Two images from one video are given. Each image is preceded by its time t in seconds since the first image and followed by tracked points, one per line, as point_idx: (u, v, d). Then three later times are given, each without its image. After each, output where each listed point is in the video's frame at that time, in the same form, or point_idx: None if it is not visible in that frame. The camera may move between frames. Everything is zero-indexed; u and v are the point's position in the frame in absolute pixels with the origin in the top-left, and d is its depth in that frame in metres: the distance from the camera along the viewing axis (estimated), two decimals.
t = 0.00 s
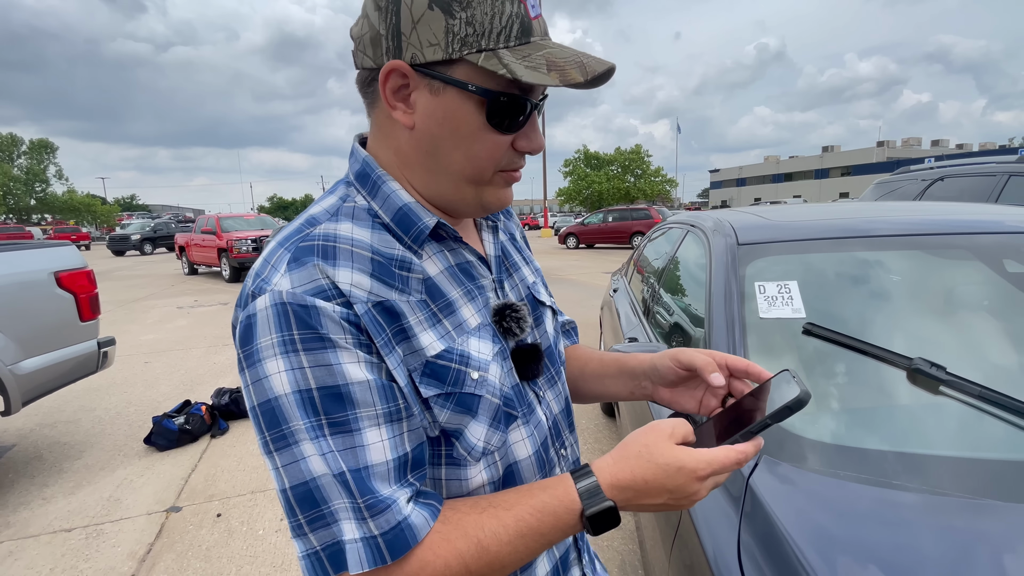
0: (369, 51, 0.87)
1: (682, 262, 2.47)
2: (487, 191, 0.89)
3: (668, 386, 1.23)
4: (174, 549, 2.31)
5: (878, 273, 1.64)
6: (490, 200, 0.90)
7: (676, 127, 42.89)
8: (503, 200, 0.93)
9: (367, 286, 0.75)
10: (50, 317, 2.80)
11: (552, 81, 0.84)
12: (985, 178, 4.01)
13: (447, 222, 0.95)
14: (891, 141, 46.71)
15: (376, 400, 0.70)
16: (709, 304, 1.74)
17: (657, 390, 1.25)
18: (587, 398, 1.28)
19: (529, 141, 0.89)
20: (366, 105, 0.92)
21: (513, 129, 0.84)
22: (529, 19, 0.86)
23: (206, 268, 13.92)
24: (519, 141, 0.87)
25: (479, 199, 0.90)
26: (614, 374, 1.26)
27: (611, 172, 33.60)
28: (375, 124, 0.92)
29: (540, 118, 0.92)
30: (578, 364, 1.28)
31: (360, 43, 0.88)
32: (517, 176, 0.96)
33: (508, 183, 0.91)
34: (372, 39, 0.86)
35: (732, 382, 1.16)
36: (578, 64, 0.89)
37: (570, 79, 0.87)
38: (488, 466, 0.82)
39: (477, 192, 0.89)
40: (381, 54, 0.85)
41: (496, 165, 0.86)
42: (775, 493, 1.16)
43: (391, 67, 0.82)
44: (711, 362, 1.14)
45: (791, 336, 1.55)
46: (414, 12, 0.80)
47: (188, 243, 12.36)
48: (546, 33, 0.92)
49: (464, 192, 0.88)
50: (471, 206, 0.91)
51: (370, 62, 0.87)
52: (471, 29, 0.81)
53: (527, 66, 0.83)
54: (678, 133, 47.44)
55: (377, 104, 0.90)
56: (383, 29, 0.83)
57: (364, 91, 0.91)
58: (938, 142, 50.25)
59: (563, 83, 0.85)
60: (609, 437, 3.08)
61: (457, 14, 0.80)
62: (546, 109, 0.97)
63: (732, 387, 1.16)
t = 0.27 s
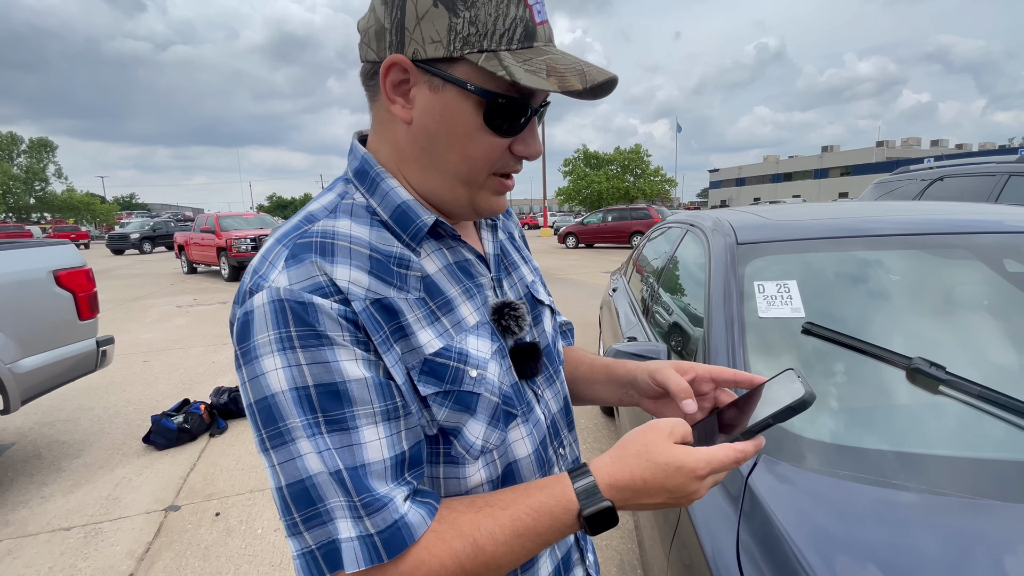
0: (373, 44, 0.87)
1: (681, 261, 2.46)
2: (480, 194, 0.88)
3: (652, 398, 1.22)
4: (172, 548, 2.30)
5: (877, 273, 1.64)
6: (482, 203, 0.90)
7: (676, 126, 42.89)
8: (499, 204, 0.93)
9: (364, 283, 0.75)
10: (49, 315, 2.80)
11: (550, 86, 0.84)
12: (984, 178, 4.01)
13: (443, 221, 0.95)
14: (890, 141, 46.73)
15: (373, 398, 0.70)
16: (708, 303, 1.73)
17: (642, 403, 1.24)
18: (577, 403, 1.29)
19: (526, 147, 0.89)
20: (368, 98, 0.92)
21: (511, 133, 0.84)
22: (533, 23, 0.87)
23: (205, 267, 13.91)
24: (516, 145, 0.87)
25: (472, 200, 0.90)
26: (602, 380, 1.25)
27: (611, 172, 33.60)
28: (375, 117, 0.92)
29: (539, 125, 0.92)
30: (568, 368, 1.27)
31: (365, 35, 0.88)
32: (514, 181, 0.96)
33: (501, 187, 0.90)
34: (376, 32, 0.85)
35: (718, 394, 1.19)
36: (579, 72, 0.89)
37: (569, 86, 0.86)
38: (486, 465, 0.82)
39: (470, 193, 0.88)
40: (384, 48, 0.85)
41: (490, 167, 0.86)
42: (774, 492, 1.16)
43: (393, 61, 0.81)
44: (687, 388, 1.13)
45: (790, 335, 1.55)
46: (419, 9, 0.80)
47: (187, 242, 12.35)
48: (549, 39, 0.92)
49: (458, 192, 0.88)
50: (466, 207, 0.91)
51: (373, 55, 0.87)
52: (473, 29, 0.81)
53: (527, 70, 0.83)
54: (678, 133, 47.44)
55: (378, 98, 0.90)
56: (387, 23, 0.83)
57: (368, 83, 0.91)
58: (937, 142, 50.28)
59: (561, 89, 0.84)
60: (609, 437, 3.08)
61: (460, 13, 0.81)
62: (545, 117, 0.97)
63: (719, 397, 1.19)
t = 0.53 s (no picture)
0: (382, 37, 0.87)
1: (681, 261, 2.46)
2: (479, 196, 0.88)
3: (648, 402, 1.21)
4: (172, 547, 2.31)
5: (877, 272, 1.64)
6: (481, 205, 0.90)
7: (676, 126, 42.87)
8: (497, 207, 0.92)
9: (362, 281, 0.75)
10: (49, 314, 2.80)
11: (556, 97, 0.84)
12: (985, 177, 4.01)
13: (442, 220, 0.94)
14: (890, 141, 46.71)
15: (369, 397, 0.70)
16: (707, 303, 1.73)
17: (639, 405, 1.23)
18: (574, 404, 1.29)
19: (526, 153, 0.88)
20: (373, 91, 0.92)
21: (513, 136, 0.84)
22: (543, 33, 0.87)
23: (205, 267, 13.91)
24: (517, 150, 0.87)
25: (471, 202, 0.89)
26: (599, 381, 1.25)
27: (611, 171, 33.59)
28: (378, 111, 0.92)
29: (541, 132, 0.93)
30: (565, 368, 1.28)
31: (375, 28, 0.88)
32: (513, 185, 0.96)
33: (500, 191, 0.90)
34: (387, 26, 0.85)
35: (714, 395, 1.19)
36: (585, 86, 0.89)
37: (574, 98, 0.86)
38: (482, 465, 0.82)
39: (469, 195, 0.88)
40: (394, 42, 0.85)
41: (491, 169, 0.86)
42: (772, 493, 1.16)
43: (400, 55, 0.81)
44: (680, 397, 1.12)
45: (790, 334, 1.54)
46: (432, 7, 0.80)
47: (187, 241, 12.36)
48: (557, 52, 0.93)
49: (457, 193, 0.87)
50: (464, 208, 0.90)
51: (382, 48, 0.87)
52: (485, 33, 0.81)
53: (534, 79, 0.83)
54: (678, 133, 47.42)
55: (383, 92, 0.89)
56: (399, 17, 0.83)
57: (374, 77, 0.91)
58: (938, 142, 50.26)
59: (566, 101, 0.85)
60: (608, 436, 3.08)
61: (473, 16, 0.81)
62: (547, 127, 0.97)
63: (714, 398, 1.19)
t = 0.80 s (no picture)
0: (395, 45, 0.83)
1: (682, 261, 2.46)
2: (500, 195, 0.91)
3: (646, 404, 1.21)
4: (171, 546, 2.30)
5: (878, 273, 1.63)
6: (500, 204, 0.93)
7: (677, 126, 42.85)
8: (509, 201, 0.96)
9: (357, 282, 0.74)
10: (50, 313, 2.80)
11: (581, 104, 0.89)
12: (987, 178, 3.99)
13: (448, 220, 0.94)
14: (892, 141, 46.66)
15: (363, 398, 0.69)
16: (708, 303, 1.73)
17: (635, 407, 1.23)
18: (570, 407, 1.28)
19: (539, 150, 0.92)
20: (378, 97, 0.89)
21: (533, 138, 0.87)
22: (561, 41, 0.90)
23: (206, 266, 13.92)
24: (532, 149, 0.90)
25: (488, 201, 0.92)
26: (595, 383, 1.25)
27: (612, 171, 33.58)
28: (386, 116, 0.89)
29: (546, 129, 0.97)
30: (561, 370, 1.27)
31: (383, 33, 0.83)
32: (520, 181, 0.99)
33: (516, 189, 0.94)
34: (402, 33, 0.81)
35: (710, 395, 1.19)
36: (600, 90, 0.94)
37: (594, 103, 0.92)
38: (479, 467, 0.81)
39: (489, 195, 0.90)
40: (412, 51, 0.82)
41: (512, 170, 0.89)
42: (772, 494, 1.15)
43: (426, 67, 0.80)
44: (683, 398, 1.12)
45: (790, 335, 1.54)
46: (458, 18, 0.79)
47: (188, 241, 12.37)
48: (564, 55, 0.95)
49: (479, 195, 0.89)
50: (481, 208, 0.92)
51: (396, 55, 0.83)
52: (513, 44, 0.83)
53: (560, 87, 0.86)
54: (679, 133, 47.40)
55: (393, 99, 0.87)
56: (418, 26, 0.80)
57: (379, 82, 0.87)
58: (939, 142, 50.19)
59: (589, 107, 0.90)
60: (608, 436, 3.07)
61: (501, 27, 0.81)
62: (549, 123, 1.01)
63: (711, 398, 1.19)
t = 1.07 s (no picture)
0: (416, 49, 0.81)
1: (684, 262, 2.45)
2: (511, 190, 0.94)
3: (647, 406, 1.21)
4: (172, 547, 2.30)
5: (881, 273, 1.62)
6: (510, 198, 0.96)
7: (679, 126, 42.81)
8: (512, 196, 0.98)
9: (361, 284, 0.74)
10: (51, 313, 2.80)
11: (589, 99, 0.95)
12: (990, 178, 3.98)
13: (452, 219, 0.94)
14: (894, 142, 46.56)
15: (368, 400, 0.69)
16: (710, 304, 1.72)
17: (636, 409, 1.22)
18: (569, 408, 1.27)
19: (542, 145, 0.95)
20: (390, 100, 0.87)
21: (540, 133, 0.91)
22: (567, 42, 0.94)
23: (207, 266, 13.94)
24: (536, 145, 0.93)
25: (498, 197, 0.94)
26: (595, 385, 1.24)
27: (614, 172, 33.56)
28: (397, 117, 0.87)
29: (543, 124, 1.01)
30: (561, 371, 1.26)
31: (403, 37, 0.81)
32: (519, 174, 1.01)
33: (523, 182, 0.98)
34: (423, 37, 0.80)
35: (710, 396, 1.18)
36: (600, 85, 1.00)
37: (599, 98, 0.98)
38: (482, 470, 0.81)
39: (501, 191, 0.93)
40: (435, 55, 0.81)
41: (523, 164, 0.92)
42: (775, 497, 1.14)
43: (451, 69, 0.80)
44: (685, 399, 1.12)
45: (793, 336, 1.53)
46: (481, 20, 0.80)
47: (190, 241, 12.38)
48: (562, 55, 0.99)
49: (493, 192, 0.91)
50: (491, 204, 0.94)
51: (417, 59, 0.82)
52: (530, 45, 0.85)
53: (571, 85, 0.91)
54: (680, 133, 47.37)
55: (406, 101, 0.85)
56: (442, 30, 0.80)
57: (393, 86, 0.86)
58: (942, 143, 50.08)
59: (596, 102, 0.96)
60: (609, 438, 3.06)
61: (520, 29, 0.83)
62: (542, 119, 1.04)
63: (712, 399, 1.18)
